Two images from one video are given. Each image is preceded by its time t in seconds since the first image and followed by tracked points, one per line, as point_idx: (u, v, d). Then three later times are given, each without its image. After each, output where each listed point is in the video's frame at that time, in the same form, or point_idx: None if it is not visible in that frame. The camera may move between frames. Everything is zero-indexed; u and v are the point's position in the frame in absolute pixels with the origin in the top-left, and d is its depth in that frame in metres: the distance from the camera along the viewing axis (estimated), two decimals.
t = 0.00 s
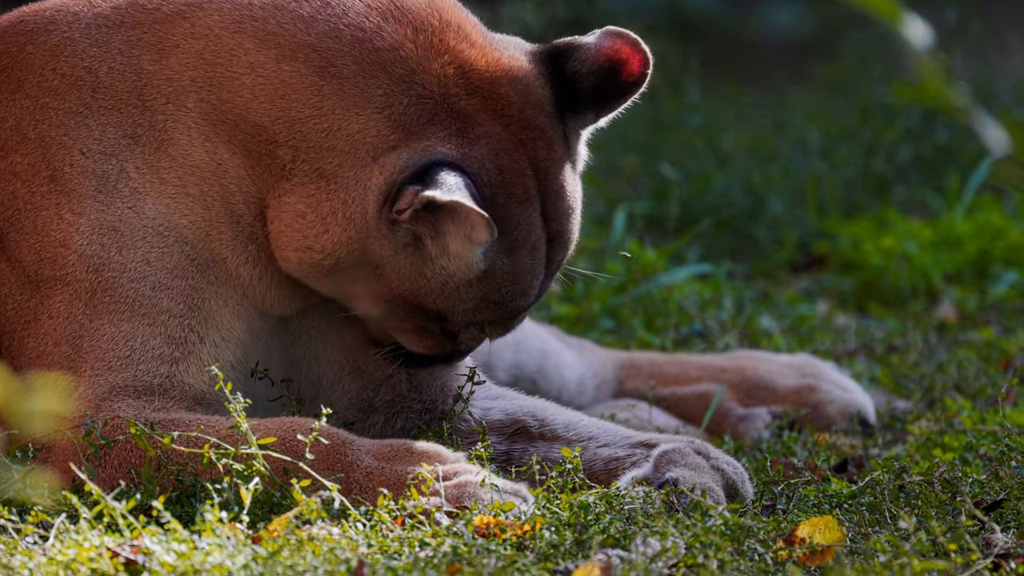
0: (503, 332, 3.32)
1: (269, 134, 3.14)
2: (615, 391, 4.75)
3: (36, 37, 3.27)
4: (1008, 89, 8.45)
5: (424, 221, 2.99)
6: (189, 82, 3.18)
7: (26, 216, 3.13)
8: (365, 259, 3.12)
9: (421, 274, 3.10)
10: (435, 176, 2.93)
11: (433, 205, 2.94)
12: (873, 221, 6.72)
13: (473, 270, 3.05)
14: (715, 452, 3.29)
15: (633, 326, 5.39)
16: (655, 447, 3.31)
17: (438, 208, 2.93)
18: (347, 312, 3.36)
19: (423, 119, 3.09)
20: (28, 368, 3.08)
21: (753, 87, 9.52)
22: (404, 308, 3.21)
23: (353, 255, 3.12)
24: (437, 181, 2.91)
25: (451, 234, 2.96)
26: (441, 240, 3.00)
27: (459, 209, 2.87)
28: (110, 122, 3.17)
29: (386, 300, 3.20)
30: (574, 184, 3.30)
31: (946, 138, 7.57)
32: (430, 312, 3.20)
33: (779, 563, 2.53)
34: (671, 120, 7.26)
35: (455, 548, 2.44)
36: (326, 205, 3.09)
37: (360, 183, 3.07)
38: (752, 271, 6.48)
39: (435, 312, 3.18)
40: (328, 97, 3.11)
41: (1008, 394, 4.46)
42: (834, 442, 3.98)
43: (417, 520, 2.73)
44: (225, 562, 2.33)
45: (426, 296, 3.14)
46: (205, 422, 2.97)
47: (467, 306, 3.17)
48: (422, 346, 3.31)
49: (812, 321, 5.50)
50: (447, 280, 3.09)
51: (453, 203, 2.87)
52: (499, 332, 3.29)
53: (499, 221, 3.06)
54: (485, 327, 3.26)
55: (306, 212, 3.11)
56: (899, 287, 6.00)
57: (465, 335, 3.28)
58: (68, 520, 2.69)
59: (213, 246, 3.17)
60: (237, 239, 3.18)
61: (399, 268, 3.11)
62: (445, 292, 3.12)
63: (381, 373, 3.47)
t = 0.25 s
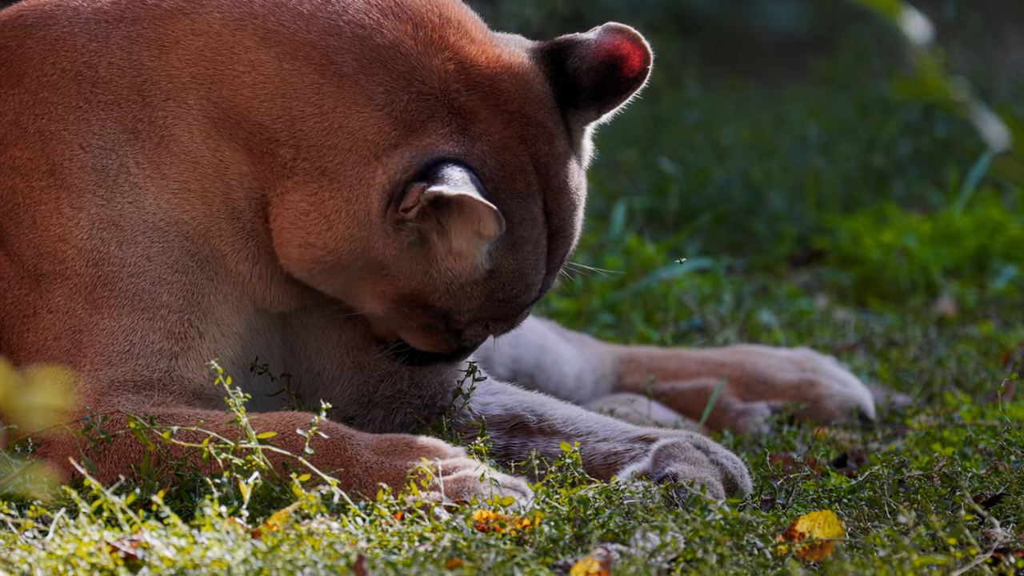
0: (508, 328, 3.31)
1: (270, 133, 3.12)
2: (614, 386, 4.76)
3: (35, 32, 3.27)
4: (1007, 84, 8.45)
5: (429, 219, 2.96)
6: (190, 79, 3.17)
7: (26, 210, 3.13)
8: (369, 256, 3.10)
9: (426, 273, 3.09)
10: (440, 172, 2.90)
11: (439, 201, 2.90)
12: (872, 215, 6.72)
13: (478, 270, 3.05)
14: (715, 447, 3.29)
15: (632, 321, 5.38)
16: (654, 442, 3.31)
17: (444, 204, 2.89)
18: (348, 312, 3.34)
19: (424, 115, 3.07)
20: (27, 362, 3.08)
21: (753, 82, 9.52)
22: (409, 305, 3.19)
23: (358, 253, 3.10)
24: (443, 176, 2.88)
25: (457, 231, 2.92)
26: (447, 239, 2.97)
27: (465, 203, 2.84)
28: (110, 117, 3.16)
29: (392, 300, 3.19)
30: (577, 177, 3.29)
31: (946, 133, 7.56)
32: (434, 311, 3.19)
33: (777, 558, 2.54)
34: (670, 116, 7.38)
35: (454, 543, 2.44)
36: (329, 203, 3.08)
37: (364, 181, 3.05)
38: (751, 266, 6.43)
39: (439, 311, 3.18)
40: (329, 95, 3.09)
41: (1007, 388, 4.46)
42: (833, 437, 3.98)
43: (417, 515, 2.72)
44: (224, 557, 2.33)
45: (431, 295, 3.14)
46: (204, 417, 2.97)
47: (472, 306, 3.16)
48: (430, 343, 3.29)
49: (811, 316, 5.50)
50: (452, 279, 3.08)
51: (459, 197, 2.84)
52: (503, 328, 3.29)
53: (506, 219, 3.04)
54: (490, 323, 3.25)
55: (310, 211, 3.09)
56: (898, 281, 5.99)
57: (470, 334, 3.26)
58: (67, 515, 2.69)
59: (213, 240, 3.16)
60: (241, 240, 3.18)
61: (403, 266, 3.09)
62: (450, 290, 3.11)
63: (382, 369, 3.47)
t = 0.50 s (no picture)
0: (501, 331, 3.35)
1: (272, 127, 3.12)
2: (613, 381, 4.76)
3: (37, 27, 3.26)
4: (1007, 79, 8.45)
5: (433, 211, 3.00)
6: (192, 73, 3.16)
7: (27, 205, 3.12)
8: (364, 258, 3.09)
9: (421, 274, 3.11)
10: (446, 162, 2.93)
11: (444, 192, 2.94)
12: (871, 210, 6.72)
13: (475, 272, 3.07)
14: (714, 442, 3.29)
15: (632, 316, 5.38)
16: (653, 437, 3.30)
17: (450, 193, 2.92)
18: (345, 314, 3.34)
19: (426, 113, 3.08)
20: (27, 358, 3.08)
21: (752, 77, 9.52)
22: (403, 304, 3.21)
23: (351, 250, 3.09)
24: (449, 164, 2.92)
25: (461, 223, 2.96)
26: (448, 233, 3.01)
27: (471, 191, 2.89)
28: (111, 112, 3.16)
29: (384, 300, 3.20)
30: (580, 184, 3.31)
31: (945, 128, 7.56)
32: (428, 313, 3.21)
33: (776, 554, 2.54)
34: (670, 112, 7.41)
35: (454, 539, 2.44)
36: (329, 199, 3.07)
37: (364, 177, 3.05)
38: (750, 260, 6.46)
39: (433, 313, 3.20)
40: (332, 91, 3.10)
41: (1006, 384, 4.46)
42: (832, 432, 3.98)
43: (417, 511, 2.73)
44: (224, 552, 2.32)
45: (424, 296, 3.16)
46: (203, 412, 2.97)
47: (466, 310, 3.19)
48: (420, 343, 3.31)
49: (811, 311, 5.50)
50: (446, 282, 3.11)
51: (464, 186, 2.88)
52: (497, 329, 3.32)
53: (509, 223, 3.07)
54: (484, 325, 3.28)
55: (309, 205, 3.09)
56: (898, 277, 5.99)
57: (463, 335, 3.29)
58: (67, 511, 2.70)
59: (212, 236, 3.16)
60: (237, 228, 3.17)
61: (400, 267, 3.10)
62: (444, 293, 3.13)
63: (378, 366, 3.49)
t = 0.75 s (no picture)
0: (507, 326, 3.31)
1: (273, 127, 3.11)
2: (613, 379, 4.75)
3: (37, 27, 3.26)
4: (1006, 77, 8.45)
5: (433, 207, 2.98)
6: (192, 74, 3.16)
7: (26, 204, 3.12)
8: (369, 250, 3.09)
9: (428, 265, 3.10)
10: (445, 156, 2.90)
11: (443, 186, 2.91)
12: (871, 208, 6.72)
13: (480, 262, 3.05)
14: (714, 441, 3.29)
15: (631, 314, 5.38)
16: (653, 435, 3.30)
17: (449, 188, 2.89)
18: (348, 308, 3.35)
19: (429, 109, 3.05)
20: (26, 356, 3.08)
21: (752, 75, 9.52)
22: (408, 299, 3.19)
23: (360, 246, 3.08)
24: (445, 158, 2.89)
25: (461, 218, 2.93)
26: (450, 227, 2.99)
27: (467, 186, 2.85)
28: (111, 112, 3.16)
29: (392, 294, 3.18)
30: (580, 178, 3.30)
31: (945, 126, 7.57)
32: (436, 304, 3.19)
33: (776, 551, 2.54)
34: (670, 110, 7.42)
35: (453, 537, 2.43)
36: (332, 198, 3.06)
37: (365, 175, 3.04)
38: (750, 258, 6.46)
39: (441, 304, 3.18)
40: (333, 90, 3.09)
41: (1006, 382, 4.46)
42: (832, 430, 3.98)
43: (416, 508, 2.73)
44: (224, 550, 2.32)
45: (433, 287, 3.14)
46: (202, 410, 2.98)
47: (473, 300, 3.17)
48: (429, 339, 3.29)
49: (811, 309, 5.50)
50: (454, 271, 3.09)
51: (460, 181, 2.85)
52: (503, 325, 3.28)
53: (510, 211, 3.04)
54: (490, 319, 3.24)
55: (312, 204, 3.08)
56: (897, 274, 5.99)
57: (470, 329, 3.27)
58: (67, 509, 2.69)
59: (213, 237, 3.16)
60: (240, 233, 3.17)
61: (405, 258, 3.08)
62: (451, 283, 3.12)
63: (382, 363, 3.47)
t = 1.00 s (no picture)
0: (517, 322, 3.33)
1: (276, 130, 3.12)
2: (613, 379, 4.76)
3: (38, 28, 3.26)
4: (1006, 77, 8.45)
5: (436, 208, 2.99)
6: (194, 78, 3.17)
7: (28, 205, 3.12)
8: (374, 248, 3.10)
9: (435, 265, 3.10)
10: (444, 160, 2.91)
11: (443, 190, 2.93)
12: (871, 209, 6.72)
13: (485, 260, 3.07)
14: (714, 441, 3.29)
15: (631, 314, 5.39)
16: (654, 436, 3.30)
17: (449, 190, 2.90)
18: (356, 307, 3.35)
19: (429, 108, 3.07)
20: (26, 357, 3.08)
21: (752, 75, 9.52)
22: (415, 299, 3.19)
23: (366, 247, 3.10)
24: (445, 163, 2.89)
25: (465, 219, 2.95)
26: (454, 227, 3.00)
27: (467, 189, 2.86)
28: (113, 114, 3.16)
29: (401, 294, 3.18)
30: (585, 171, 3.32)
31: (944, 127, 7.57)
32: (445, 303, 3.19)
33: (776, 553, 2.54)
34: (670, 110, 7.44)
35: (453, 538, 2.43)
36: (336, 198, 3.08)
37: (368, 174, 3.06)
38: (749, 258, 6.46)
39: (450, 302, 3.19)
40: (334, 92, 3.09)
41: (1006, 382, 4.46)
42: (833, 431, 3.98)
43: (417, 509, 2.73)
44: (223, 551, 2.32)
45: (441, 286, 3.14)
46: (203, 411, 2.98)
47: (481, 298, 3.18)
48: (440, 340, 3.30)
49: (811, 310, 5.50)
50: (460, 270, 3.10)
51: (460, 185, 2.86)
52: (512, 321, 3.30)
53: (512, 207, 3.06)
54: (500, 316, 3.26)
55: (316, 206, 3.09)
56: (897, 275, 5.99)
57: (479, 326, 3.28)
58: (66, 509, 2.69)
59: (217, 238, 3.16)
60: (243, 235, 3.18)
61: (412, 258, 3.09)
62: (459, 282, 3.13)
63: (387, 363, 3.47)
